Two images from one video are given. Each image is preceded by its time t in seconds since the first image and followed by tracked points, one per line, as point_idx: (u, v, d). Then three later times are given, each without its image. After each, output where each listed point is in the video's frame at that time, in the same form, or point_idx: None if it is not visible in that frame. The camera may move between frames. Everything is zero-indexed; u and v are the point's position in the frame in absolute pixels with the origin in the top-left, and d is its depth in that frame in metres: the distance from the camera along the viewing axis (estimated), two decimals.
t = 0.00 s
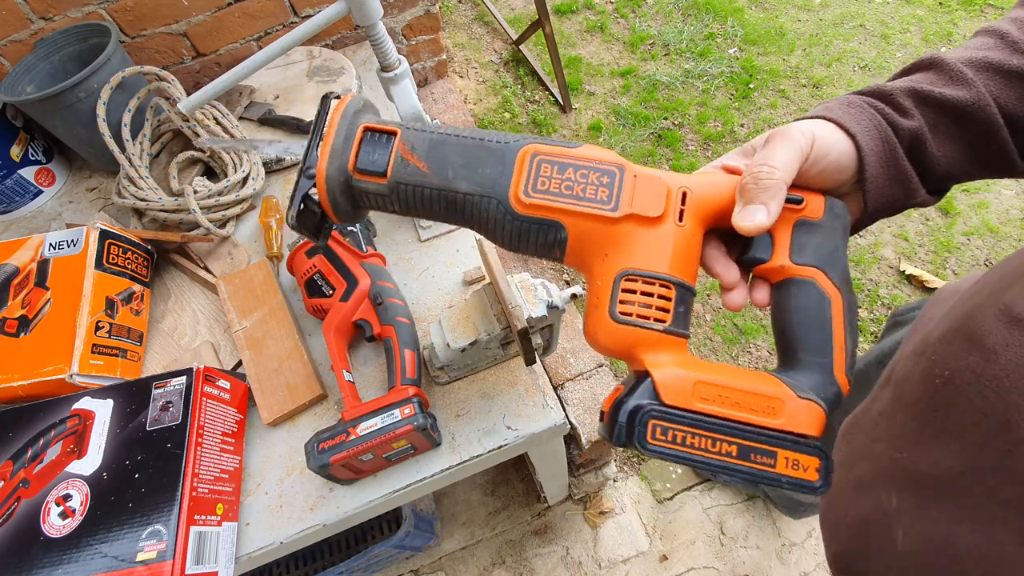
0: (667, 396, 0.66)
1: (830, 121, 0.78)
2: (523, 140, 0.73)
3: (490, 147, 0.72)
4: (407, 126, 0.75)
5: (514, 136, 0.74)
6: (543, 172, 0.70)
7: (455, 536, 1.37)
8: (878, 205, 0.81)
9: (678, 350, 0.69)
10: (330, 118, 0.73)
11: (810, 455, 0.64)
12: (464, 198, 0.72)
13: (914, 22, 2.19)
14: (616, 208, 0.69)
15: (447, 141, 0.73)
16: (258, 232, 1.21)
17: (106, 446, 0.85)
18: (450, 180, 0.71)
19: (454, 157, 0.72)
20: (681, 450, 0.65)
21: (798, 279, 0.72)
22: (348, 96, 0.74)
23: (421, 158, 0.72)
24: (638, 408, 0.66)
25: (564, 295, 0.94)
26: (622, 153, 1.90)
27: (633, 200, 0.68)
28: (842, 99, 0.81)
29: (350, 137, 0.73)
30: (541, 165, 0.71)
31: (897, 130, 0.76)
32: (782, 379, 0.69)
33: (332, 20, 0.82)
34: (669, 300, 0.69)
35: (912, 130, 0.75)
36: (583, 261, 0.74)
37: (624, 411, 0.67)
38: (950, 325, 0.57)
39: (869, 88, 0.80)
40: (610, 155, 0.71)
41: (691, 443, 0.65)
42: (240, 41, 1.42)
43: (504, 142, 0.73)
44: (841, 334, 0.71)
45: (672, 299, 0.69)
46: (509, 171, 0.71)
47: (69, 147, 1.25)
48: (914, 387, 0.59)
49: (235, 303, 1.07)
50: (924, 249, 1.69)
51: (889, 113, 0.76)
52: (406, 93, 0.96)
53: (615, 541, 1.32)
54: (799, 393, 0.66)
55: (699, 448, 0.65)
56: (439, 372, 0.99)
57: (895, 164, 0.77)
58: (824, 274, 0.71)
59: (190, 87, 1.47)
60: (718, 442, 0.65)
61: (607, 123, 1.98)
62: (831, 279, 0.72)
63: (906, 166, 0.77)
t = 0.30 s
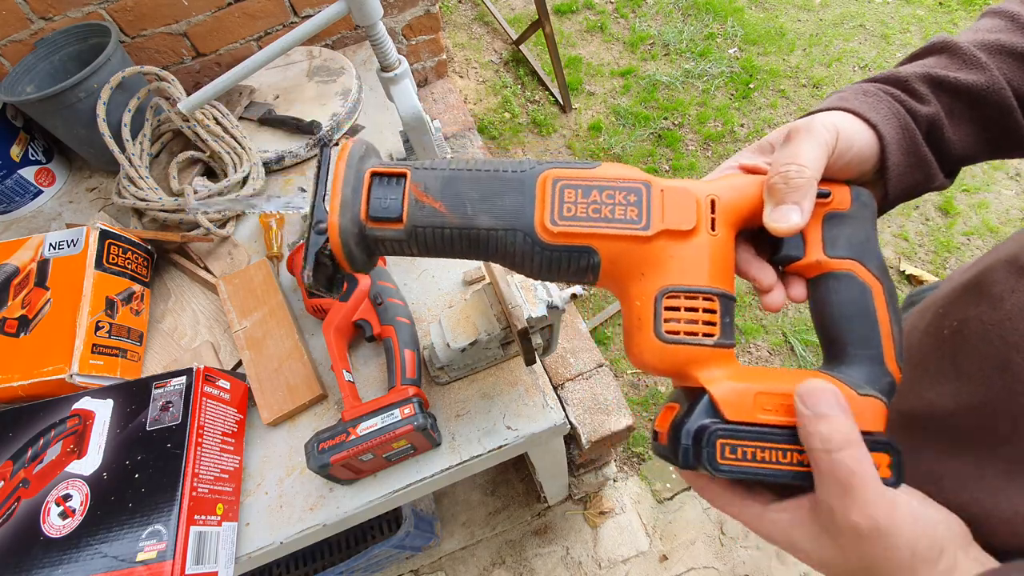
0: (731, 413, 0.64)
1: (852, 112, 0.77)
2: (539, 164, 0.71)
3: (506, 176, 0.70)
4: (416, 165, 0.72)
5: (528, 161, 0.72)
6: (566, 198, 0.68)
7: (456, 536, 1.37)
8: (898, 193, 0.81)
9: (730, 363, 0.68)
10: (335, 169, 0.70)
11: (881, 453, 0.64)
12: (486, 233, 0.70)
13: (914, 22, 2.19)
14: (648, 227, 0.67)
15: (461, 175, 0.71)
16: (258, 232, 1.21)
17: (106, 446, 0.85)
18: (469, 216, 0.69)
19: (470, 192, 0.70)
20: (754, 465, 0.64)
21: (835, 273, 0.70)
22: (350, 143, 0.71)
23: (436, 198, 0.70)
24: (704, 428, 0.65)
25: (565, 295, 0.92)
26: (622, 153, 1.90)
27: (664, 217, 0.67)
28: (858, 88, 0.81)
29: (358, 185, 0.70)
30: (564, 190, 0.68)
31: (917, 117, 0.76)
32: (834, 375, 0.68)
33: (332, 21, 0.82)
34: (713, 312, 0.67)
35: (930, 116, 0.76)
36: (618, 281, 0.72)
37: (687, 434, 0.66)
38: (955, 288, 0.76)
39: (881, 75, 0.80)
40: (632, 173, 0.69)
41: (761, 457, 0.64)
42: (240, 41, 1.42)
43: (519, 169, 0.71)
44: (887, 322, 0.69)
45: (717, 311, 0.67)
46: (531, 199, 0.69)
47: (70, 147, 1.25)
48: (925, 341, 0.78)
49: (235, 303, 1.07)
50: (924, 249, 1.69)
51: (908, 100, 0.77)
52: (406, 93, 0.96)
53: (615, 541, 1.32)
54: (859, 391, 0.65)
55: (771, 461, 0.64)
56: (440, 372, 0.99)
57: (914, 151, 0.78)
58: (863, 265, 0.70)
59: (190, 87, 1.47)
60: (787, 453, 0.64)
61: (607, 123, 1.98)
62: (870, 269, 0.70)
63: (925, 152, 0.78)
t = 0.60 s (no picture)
0: (698, 423, 0.65)
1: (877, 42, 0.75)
2: (497, 190, 0.72)
3: (464, 206, 0.71)
4: (377, 202, 0.73)
5: (487, 187, 0.73)
6: (524, 222, 0.69)
7: (456, 536, 1.37)
8: (904, 124, 0.81)
9: (700, 372, 0.69)
10: (297, 213, 0.70)
11: (849, 453, 0.64)
12: (451, 264, 0.71)
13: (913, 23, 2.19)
14: (605, 245, 0.68)
15: (422, 210, 0.72)
16: (258, 232, 1.21)
17: (106, 446, 0.85)
18: (433, 250, 0.70)
19: (431, 225, 0.71)
20: (724, 475, 0.65)
21: (795, 273, 0.70)
22: (310, 186, 0.72)
23: (398, 233, 0.70)
24: (674, 440, 0.66)
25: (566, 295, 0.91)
26: (622, 153, 1.90)
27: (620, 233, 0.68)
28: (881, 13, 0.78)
29: (322, 228, 0.70)
30: (521, 215, 0.70)
31: (934, 43, 0.74)
32: (803, 378, 0.68)
33: (332, 21, 0.82)
34: (676, 324, 0.68)
35: (949, 42, 0.73)
36: (583, 300, 0.73)
37: (657, 447, 0.67)
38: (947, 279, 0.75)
39: (903, 0, 0.78)
40: (587, 191, 0.70)
41: (730, 466, 0.65)
42: (240, 41, 1.41)
43: (477, 198, 0.72)
44: (850, 320, 0.70)
45: (680, 322, 0.68)
46: (490, 228, 0.70)
47: (69, 147, 1.25)
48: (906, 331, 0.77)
49: (235, 303, 1.07)
50: (924, 249, 1.69)
51: (930, 26, 0.74)
52: (406, 94, 0.96)
53: (615, 541, 1.33)
54: (824, 392, 0.66)
55: (741, 470, 0.65)
56: (440, 372, 0.99)
57: (928, 83, 0.76)
58: (821, 262, 0.70)
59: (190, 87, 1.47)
60: (758, 460, 0.64)
61: (607, 123, 1.98)
62: (829, 266, 0.70)
63: (937, 84, 0.76)
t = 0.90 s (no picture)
0: (661, 437, 0.67)
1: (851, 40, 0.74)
2: (462, 236, 0.72)
3: (439, 253, 0.72)
4: (362, 259, 0.75)
5: (453, 234, 0.73)
6: (486, 266, 0.70)
7: (456, 536, 1.37)
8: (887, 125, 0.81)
9: (664, 385, 0.70)
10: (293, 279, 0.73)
11: (806, 455, 0.65)
12: (432, 310, 0.73)
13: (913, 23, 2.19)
14: (563, 280, 0.68)
15: (401, 263, 0.73)
16: (258, 232, 1.21)
17: (106, 446, 0.85)
18: (413, 300, 0.72)
19: (409, 276, 0.72)
20: (688, 483, 0.67)
21: (754, 279, 0.70)
22: (301, 252, 0.74)
23: (382, 287, 0.72)
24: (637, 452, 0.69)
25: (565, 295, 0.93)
26: (622, 153, 1.90)
27: (577, 266, 0.68)
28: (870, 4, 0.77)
29: (316, 290, 0.73)
30: (485, 258, 0.70)
31: (930, 42, 0.72)
32: (765, 384, 0.69)
33: (332, 20, 0.81)
34: (638, 344, 0.69)
35: (945, 41, 0.72)
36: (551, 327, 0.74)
37: (623, 459, 0.70)
38: (941, 271, 0.73)
39: None
40: (543, 227, 0.70)
41: (691, 475, 0.67)
42: (240, 41, 1.41)
43: (448, 244, 0.72)
44: (812, 323, 0.69)
45: (641, 343, 0.69)
46: (460, 274, 0.71)
47: (69, 147, 1.25)
48: (896, 323, 0.75)
49: (236, 303, 1.07)
50: (924, 249, 1.69)
51: (928, 21, 0.72)
52: (406, 93, 0.97)
53: (615, 541, 1.32)
54: (780, 397, 0.66)
55: (704, 477, 0.67)
56: (440, 372, 0.99)
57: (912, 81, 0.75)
58: (778, 267, 0.69)
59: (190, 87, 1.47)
60: (718, 468, 0.66)
61: (607, 123, 1.98)
62: (786, 270, 0.69)
63: (924, 86, 0.76)
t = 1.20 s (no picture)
0: (611, 448, 0.69)
1: (948, 107, 0.55)
2: (399, 255, 0.72)
3: (376, 272, 0.72)
4: (298, 282, 0.74)
5: (391, 252, 0.73)
6: (425, 284, 0.69)
7: (456, 536, 1.37)
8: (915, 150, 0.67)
9: (612, 396, 0.71)
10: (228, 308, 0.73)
11: (753, 458, 0.67)
12: (374, 331, 0.73)
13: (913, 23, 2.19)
14: (501, 296, 0.68)
15: (337, 284, 0.73)
16: (258, 232, 1.21)
17: (106, 446, 0.85)
18: (353, 321, 0.72)
19: (348, 297, 0.72)
20: (638, 493, 0.69)
21: (699, 282, 0.70)
22: (233, 282, 0.74)
23: (320, 312, 0.72)
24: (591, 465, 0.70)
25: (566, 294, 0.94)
26: (622, 153, 1.89)
27: (515, 281, 0.67)
28: (977, 38, 0.56)
29: (254, 318, 0.73)
30: (423, 277, 0.70)
31: None
32: (711, 388, 0.71)
33: (332, 21, 0.81)
34: (584, 355, 0.69)
35: None
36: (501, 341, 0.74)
37: (579, 471, 0.71)
38: (936, 270, 0.67)
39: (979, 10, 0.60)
40: (478, 243, 0.69)
41: (643, 484, 0.69)
42: (240, 41, 1.41)
43: (385, 264, 0.72)
44: (756, 323, 0.69)
45: (587, 354, 0.69)
46: (398, 292, 0.71)
47: (70, 147, 1.25)
48: (889, 321, 0.71)
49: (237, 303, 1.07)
50: (924, 249, 1.69)
51: None
52: (406, 94, 0.97)
53: (615, 540, 1.33)
54: (727, 402, 0.68)
55: (652, 486, 0.69)
56: (439, 372, 0.99)
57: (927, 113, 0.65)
58: (722, 269, 0.68)
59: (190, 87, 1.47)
60: (668, 475, 0.68)
61: (607, 123, 1.98)
62: (730, 271, 0.68)
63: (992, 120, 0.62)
